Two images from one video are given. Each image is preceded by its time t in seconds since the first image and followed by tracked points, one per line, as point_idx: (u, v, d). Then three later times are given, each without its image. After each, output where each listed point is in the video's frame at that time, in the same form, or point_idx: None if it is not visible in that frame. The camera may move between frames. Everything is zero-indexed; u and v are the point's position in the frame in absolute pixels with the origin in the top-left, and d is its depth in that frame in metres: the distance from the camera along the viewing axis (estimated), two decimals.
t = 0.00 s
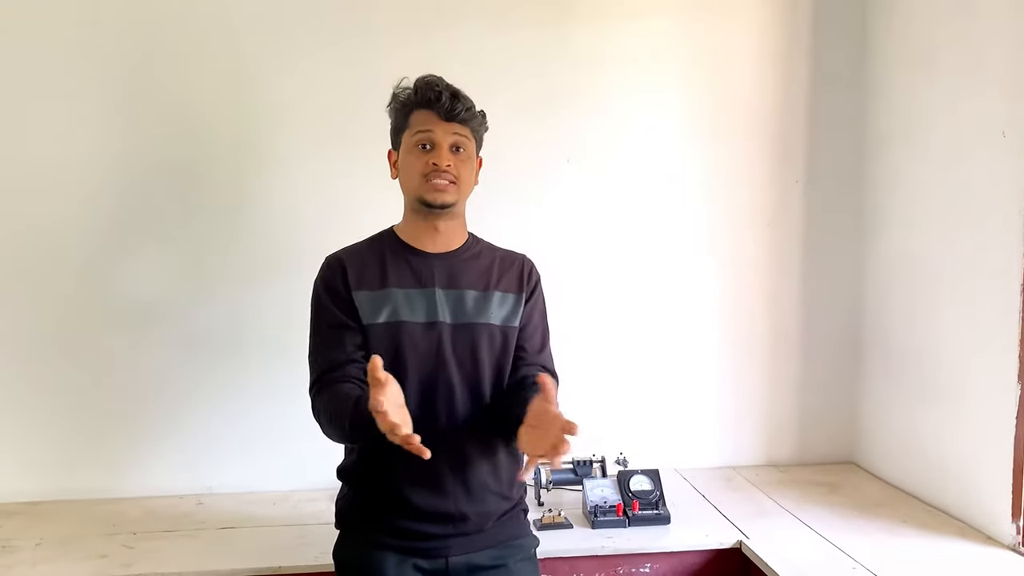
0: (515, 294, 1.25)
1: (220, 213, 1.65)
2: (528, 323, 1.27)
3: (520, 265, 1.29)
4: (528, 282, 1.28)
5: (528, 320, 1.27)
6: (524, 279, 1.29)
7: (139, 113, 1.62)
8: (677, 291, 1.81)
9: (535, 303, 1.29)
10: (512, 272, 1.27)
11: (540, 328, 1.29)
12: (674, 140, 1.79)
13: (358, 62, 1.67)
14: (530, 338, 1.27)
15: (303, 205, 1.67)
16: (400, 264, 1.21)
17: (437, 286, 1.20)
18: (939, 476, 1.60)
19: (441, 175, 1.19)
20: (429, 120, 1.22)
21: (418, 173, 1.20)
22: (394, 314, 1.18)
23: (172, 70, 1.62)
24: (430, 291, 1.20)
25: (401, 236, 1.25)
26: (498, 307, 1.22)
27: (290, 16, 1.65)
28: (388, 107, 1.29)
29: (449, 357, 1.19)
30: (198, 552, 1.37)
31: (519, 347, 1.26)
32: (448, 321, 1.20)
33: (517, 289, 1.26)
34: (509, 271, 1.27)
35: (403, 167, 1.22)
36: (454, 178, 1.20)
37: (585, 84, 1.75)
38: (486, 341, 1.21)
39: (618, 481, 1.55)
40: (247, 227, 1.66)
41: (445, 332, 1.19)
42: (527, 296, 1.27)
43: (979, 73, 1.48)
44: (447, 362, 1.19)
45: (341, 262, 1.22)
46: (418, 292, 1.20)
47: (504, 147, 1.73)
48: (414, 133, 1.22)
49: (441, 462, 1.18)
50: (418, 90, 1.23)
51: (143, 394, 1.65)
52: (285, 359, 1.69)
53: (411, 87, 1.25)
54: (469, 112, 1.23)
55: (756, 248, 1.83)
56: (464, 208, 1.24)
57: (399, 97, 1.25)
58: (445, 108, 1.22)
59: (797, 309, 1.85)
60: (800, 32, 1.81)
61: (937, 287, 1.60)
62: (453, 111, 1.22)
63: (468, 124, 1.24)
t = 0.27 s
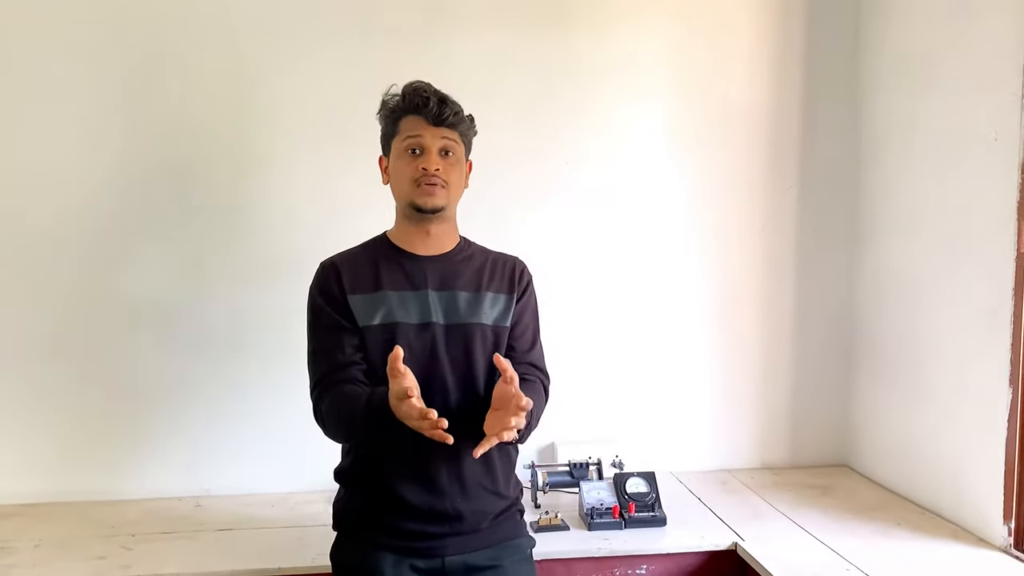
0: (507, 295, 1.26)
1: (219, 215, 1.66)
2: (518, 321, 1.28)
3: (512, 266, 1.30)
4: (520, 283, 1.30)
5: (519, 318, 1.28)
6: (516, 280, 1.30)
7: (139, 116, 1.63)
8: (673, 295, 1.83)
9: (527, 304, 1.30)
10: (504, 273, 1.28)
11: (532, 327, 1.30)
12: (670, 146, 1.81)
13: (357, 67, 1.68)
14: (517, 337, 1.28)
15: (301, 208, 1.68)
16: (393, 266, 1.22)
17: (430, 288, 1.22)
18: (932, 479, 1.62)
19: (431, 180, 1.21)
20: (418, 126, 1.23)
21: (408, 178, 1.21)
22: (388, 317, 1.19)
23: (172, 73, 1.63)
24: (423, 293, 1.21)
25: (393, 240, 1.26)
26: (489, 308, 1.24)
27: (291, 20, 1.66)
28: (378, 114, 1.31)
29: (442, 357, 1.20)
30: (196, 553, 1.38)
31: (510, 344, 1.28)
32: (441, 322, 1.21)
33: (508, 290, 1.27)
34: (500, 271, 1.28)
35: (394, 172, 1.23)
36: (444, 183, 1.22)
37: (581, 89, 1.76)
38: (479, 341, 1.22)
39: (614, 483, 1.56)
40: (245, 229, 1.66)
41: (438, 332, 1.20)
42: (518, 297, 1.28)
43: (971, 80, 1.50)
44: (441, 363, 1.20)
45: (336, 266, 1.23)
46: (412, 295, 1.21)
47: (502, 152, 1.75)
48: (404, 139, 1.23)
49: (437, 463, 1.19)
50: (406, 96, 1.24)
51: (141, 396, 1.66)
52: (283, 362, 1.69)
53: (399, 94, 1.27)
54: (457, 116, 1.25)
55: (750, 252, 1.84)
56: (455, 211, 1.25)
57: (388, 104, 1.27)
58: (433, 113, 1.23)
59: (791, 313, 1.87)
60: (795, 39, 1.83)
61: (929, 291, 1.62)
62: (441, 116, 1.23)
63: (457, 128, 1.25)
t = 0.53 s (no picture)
0: (499, 297, 1.26)
1: (216, 218, 1.66)
2: (512, 322, 1.28)
3: (505, 268, 1.30)
4: (512, 284, 1.30)
5: (512, 319, 1.28)
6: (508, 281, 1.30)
7: (137, 118, 1.63)
8: (668, 298, 1.83)
9: (520, 305, 1.30)
10: (497, 275, 1.29)
11: (525, 327, 1.30)
12: (666, 150, 1.81)
13: (354, 70, 1.69)
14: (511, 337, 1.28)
15: (298, 211, 1.68)
16: (386, 271, 1.23)
17: (423, 292, 1.22)
18: (927, 482, 1.62)
19: (418, 182, 1.21)
20: (404, 129, 1.24)
21: (396, 180, 1.22)
22: (380, 321, 1.19)
23: (171, 75, 1.64)
24: (415, 297, 1.21)
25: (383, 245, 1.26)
26: (482, 310, 1.24)
27: (289, 23, 1.66)
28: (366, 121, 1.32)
29: (436, 361, 1.21)
30: (193, 555, 1.38)
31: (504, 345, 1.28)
32: (434, 325, 1.21)
33: (500, 292, 1.27)
34: (493, 273, 1.28)
35: (381, 176, 1.24)
36: (431, 185, 1.22)
37: (577, 93, 1.77)
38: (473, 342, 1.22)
39: (610, 486, 1.57)
40: (242, 232, 1.67)
41: (430, 335, 1.21)
42: (511, 298, 1.29)
43: (965, 85, 1.51)
44: (434, 366, 1.20)
45: (329, 272, 1.24)
46: (404, 299, 1.21)
47: (498, 155, 1.75)
48: (391, 143, 1.24)
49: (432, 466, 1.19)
50: (392, 101, 1.26)
51: (138, 398, 1.66)
52: (279, 364, 1.69)
53: (385, 99, 1.28)
54: (443, 118, 1.25)
55: (746, 255, 1.85)
56: (444, 214, 1.25)
57: (374, 109, 1.28)
58: (418, 116, 1.24)
59: (787, 316, 1.88)
60: (790, 44, 1.84)
61: (924, 294, 1.63)
62: (426, 119, 1.24)
63: (442, 130, 1.26)
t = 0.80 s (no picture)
0: (499, 301, 1.25)
1: (215, 219, 1.65)
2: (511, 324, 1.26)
3: (504, 270, 1.29)
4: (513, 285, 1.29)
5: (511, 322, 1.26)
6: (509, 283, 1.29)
7: (136, 119, 1.63)
8: (667, 300, 1.83)
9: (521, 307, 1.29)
10: (496, 278, 1.28)
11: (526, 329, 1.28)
12: (664, 151, 1.81)
13: (352, 71, 1.69)
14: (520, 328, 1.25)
15: (295, 212, 1.68)
16: (382, 278, 1.23)
17: (420, 299, 1.22)
18: (926, 484, 1.62)
19: (418, 175, 1.19)
20: (401, 126, 1.23)
21: (395, 175, 1.19)
22: (377, 330, 1.20)
23: (170, 76, 1.63)
24: (413, 304, 1.21)
25: (383, 250, 1.24)
26: (481, 316, 1.23)
27: (289, 25, 1.66)
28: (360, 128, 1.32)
29: (433, 368, 1.21)
30: (191, 557, 1.37)
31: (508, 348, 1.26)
32: (432, 334, 1.21)
33: (500, 296, 1.26)
34: (492, 277, 1.27)
35: (378, 174, 1.21)
36: (431, 179, 1.20)
37: (575, 94, 1.77)
38: (471, 350, 1.22)
39: (609, 487, 1.56)
40: (239, 233, 1.66)
41: (428, 344, 1.21)
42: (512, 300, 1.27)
43: (963, 87, 1.51)
44: (431, 373, 1.21)
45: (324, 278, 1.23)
46: (401, 307, 1.21)
47: (497, 157, 1.75)
48: (388, 140, 1.22)
49: (429, 468, 1.18)
50: (388, 101, 1.26)
51: (136, 399, 1.65)
52: (277, 365, 1.69)
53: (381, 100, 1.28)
54: (439, 116, 1.26)
55: (745, 256, 1.85)
56: (444, 211, 1.23)
57: (370, 111, 1.28)
58: (416, 114, 1.24)
59: (786, 317, 1.88)
60: (788, 45, 1.84)
61: (923, 296, 1.63)
62: (423, 116, 1.25)
63: (439, 129, 1.26)
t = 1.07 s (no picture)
0: (500, 308, 1.25)
1: (213, 219, 1.65)
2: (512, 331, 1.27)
3: (507, 277, 1.29)
4: (515, 293, 1.29)
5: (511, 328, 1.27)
6: (511, 290, 1.29)
7: (135, 119, 1.62)
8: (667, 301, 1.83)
9: (523, 314, 1.29)
10: (498, 284, 1.28)
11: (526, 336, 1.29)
12: (664, 151, 1.81)
13: (350, 71, 1.68)
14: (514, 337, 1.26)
15: (294, 212, 1.67)
16: (385, 281, 1.22)
17: (422, 303, 1.21)
18: (927, 484, 1.62)
19: (425, 187, 1.18)
20: (414, 132, 1.22)
21: (402, 184, 1.19)
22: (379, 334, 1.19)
23: (169, 76, 1.63)
24: (415, 308, 1.21)
25: (386, 252, 1.24)
26: (482, 323, 1.23)
27: (287, 25, 1.66)
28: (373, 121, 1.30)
29: (433, 373, 1.20)
30: (189, 559, 1.37)
31: (510, 354, 1.26)
32: (433, 339, 1.21)
33: (501, 302, 1.26)
34: (494, 282, 1.27)
35: (387, 179, 1.21)
36: (439, 191, 1.20)
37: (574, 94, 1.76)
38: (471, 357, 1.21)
39: (609, 488, 1.56)
40: (238, 233, 1.66)
41: (429, 349, 1.20)
42: (513, 307, 1.28)
43: (963, 87, 1.51)
44: (431, 378, 1.20)
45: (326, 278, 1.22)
46: (403, 310, 1.20)
47: (496, 156, 1.75)
48: (398, 146, 1.21)
49: (427, 471, 1.18)
50: (402, 102, 1.24)
51: (135, 400, 1.65)
52: (276, 366, 1.69)
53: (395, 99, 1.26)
54: (454, 123, 1.24)
55: (745, 256, 1.85)
56: (450, 220, 1.23)
57: (383, 109, 1.26)
58: (430, 119, 1.22)
59: (786, 318, 1.87)
60: (787, 45, 1.83)
61: (923, 296, 1.63)
62: (437, 122, 1.22)
63: (453, 135, 1.24)
